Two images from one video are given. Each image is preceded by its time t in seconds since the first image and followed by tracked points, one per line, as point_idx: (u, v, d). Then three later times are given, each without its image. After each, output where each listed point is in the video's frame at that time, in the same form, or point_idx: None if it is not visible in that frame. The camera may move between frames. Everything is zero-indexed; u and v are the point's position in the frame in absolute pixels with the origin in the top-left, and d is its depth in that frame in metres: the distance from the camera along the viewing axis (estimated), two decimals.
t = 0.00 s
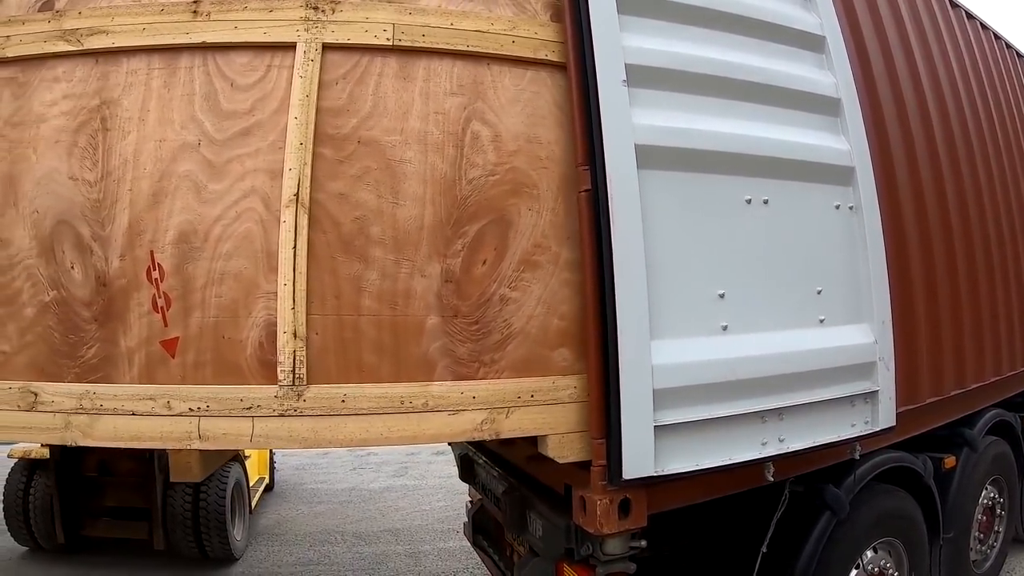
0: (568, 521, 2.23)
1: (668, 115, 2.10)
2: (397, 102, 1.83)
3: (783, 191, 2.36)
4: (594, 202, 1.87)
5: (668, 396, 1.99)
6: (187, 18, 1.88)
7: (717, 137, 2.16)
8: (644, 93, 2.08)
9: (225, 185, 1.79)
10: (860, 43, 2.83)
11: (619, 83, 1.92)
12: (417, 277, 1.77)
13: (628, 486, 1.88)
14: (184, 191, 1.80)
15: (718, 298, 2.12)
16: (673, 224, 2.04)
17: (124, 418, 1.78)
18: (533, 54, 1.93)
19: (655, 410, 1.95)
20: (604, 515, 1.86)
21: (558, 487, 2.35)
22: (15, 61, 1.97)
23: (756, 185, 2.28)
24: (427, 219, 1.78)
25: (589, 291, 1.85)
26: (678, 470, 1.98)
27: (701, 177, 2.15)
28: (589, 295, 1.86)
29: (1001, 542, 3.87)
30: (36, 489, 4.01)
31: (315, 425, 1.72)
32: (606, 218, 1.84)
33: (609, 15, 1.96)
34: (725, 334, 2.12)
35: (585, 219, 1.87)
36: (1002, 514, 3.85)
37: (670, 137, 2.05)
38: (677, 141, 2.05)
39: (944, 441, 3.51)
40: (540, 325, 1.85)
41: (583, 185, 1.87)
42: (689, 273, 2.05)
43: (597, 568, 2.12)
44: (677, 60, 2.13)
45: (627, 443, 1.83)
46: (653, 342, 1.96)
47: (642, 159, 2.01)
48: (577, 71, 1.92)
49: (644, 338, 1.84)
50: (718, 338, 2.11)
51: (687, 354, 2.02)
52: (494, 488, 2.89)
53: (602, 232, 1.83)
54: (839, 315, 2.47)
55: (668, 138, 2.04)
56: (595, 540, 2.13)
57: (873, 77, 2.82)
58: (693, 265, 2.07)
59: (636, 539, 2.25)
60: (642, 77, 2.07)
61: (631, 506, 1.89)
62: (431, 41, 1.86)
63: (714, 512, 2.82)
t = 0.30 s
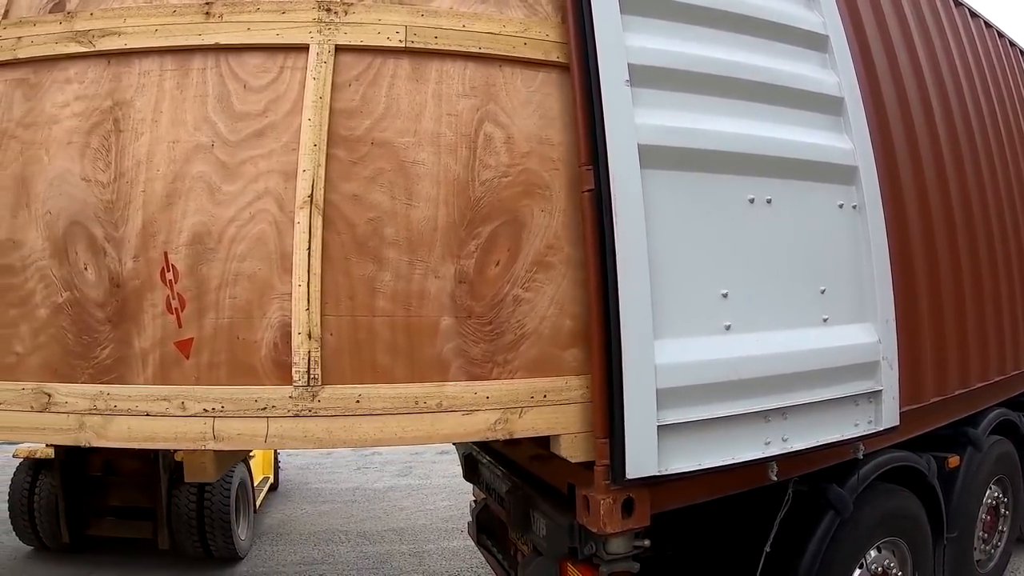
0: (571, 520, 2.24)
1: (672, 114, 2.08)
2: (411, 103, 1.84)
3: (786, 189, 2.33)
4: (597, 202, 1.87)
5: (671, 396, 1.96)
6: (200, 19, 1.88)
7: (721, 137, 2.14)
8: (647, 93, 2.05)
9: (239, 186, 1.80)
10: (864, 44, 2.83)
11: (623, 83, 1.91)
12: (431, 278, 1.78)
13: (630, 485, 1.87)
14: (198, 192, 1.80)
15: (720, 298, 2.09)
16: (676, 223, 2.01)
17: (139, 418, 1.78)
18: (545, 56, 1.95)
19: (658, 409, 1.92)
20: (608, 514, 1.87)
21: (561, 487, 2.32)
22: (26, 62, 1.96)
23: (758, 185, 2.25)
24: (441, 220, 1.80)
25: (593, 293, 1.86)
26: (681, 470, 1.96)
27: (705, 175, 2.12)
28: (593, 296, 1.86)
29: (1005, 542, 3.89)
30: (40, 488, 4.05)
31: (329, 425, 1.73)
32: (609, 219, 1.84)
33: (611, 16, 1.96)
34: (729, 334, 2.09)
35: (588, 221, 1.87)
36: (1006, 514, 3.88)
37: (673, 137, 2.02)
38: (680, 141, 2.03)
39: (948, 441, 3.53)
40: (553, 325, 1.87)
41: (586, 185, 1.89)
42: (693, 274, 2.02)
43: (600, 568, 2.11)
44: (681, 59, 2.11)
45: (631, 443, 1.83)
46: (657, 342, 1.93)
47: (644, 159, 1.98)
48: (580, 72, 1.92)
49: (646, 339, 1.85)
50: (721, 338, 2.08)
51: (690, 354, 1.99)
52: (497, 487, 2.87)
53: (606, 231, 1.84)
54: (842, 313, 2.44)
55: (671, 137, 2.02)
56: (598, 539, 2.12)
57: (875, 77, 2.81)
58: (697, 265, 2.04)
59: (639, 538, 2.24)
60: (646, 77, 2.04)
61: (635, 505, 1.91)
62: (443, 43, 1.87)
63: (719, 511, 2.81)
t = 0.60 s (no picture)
0: (574, 520, 2.21)
1: (675, 115, 2.08)
2: (423, 105, 1.86)
3: (787, 189, 2.32)
4: (599, 202, 1.89)
5: (675, 396, 1.97)
6: (211, 20, 1.88)
7: (724, 137, 2.13)
8: (648, 94, 2.06)
9: (252, 187, 1.81)
10: (867, 46, 2.85)
11: (625, 84, 1.93)
12: (443, 279, 1.80)
13: (634, 485, 1.90)
14: (210, 193, 1.81)
15: (723, 299, 2.08)
16: (678, 223, 2.02)
17: (152, 419, 1.79)
18: (554, 58, 1.96)
19: (661, 408, 1.93)
20: (610, 514, 1.89)
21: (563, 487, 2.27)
22: (37, 63, 1.97)
23: (760, 184, 2.24)
24: (453, 221, 1.82)
25: (595, 293, 1.87)
26: (682, 470, 1.97)
27: (707, 175, 2.12)
28: (595, 295, 1.87)
29: (1009, 542, 3.92)
30: (44, 487, 4.08)
31: (343, 425, 1.74)
32: (611, 219, 1.86)
33: (614, 17, 1.97)
34: (730, 333, 2.09)
35: (590, 221, 1.88)
36: (1009, 514, 3.91)
37: (677, 137, 2.03)
38: (684, 142, 2.03)
39: (951, 440, 3.57)
40: (564, 325, 1.89)
41: (588, 185, 1.89)
42: (697, 275, 2.03)
43: (602, 568, 2.11)
44: (683, 59, 2.10)
45: (633, 442, 1.85)
46: (659, 343, 1.94)
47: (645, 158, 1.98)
48: (582, 74, 1.94)
49: (649, 340, 1.87)
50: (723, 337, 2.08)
51: (693, 354, 1.99)
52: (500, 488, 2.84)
53: (608, 232, 1.85)
54: (845, 313, 2.44)
55: (674, 137, 2.02)
56: (601, 539, 2.11)
57: (875, 80, 2.83)
58: (700, 265, 2.04)
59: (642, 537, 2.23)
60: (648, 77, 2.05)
61: (636, 506, 1.92)
62: (455, 44, 1.88)
63: (721, 512, 2.82)
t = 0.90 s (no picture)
0: (577, 520, 2.19)
1: (679, 115, 2.07)
2: (431, 110, 1.87)
3: (789, 189, 2.30)
4: (602, 204, 1.90)
5: (678, 396, 1.96)
6: (220, 24, 1.89)
7: (727, 137, 2.11)
8: (653, 95, 2.04)
9: (262, 191, 1.81)
10: (870, 48, 2.85)
11: (628, 86, 1.93)
12: (452, 283, 1.81)
13: (637, 485, 1.90)
14: (219, 198, 1.82)
15: (726, 299, 2.07)
16: (682, 224, 2.01)
17: (160, 423, 1.79)
18: (561, 63, 1.97)
19: (663, 408, 1.93)
20: (613, 514, 1.90)
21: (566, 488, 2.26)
22: (44, 66, 1.96)
23: (762, 184, 2.22)
24: (462, 226, 1.83)
25: (598, 296, 1.88)
26: (684, 469, 1.97)
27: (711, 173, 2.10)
28: (599, 296, 1.88)
29: (1011, 540, 3.95)
30: (47, 488, 4.11)
31: (353, 429, 1.75)
32: (614, 222, 1.87)
33: (617, 18, 1.96)
34: (733, 333, 2.08)
35: (591, 218, 1.89)
36: (1012, 513, 3.94)
37: (680, 138, 2.01)
38: (687, 142, 2.01)
39: (953, 440, 3.60)
40: (571, 329, 1.91)
41: (590, 186, 1.91)
42: (701, 276, 2.02)
43: (606, 568, 2.11)
44: (685, 60, 2.08)
45: (636, 442, 1.86)
46: (661, 343, 1.93)
47: (648, 159, 1.97)
48: (585, 76, 1.94)
49: (652, 340, 1.87)
50: (726, 337, 2.07)
51: (696, 355, 1.99)
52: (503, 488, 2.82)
53: (611, 234, 1.86)
54: (847, 313, 2.42)
55: (677, 137, 2.00)
56: (604, 539, 2.11)
57: (877, 81, 2.83)
58: (704, 267, 2.03)
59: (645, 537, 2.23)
60: (652, 78, 2.03)
61: (640, 506, 1.93)
62: (463, 50, 1.89)
63: (724, 512, 2.84)
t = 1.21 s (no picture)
0: (581, 520, 2.19)
1: (681, 115, 2.08)
2: (437, 109, 1.88)
3: (791, 189, 2.31)
4: (606, 203, 1.90)
5: (682, 395, 1.97)
6: (226, 25, 1.90)
7: (728, 137, 2.12)
8: (655, 95, 2.05)
9: (269, 190, 1.82)
10: (872, 50, 2.86)
11: (631, 86, 1.94)
12: (458, 282, 1.82)
13: (641, 484, 1.90)
14: (226, 197, 1.82)
15: (730, 299, 2.08)
16: (685, 224, 2.01)
17: (167, 421, 1.80)
18: (566, 63, 1.98)
19: (668, 408, 1.93)
20: (618, 514, 1.90)
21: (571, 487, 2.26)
22: (51, 67, 1.97)
23: (765, 184, 2.23)
24: (468, 225, 1.84)
25: (602, 295, 1.88)
26: (689, 469, 1.97)
27: (713, 173, 2.11)
28: (603, 296, 1.88)
29: (1015, 540, 3.95)
30: (51, 489, 4.11)
31: (359, 427, 1.76)
32: (618, 221, 1.87)
33: (620, 19, 1.97)
34: (737, 333, 2.09)
35: (595, 218, 1.90)
36: (1016, 513, 3.94)
37: (681, 138, 2.02)
38: (690, 143, 2.02)
39: (957, 440, 3.61)
40: (576, 328, 1.92)
41: (594, 187, 1.91)
42: (705, 275, 2.03)
43: (610, 568, 2.10)
44: (686, 60, 2.09)
45: (641, 441, 1.86)
46: (666, 342, 1.94)
47: (652, 160, 1.98)
48: (588, 76, 1.94)
49: (657, 339, 1.87)
50: (730, 337, 2.07)
51: (700, 354, 1.99)
52: (507, 489, 2.81)
53: (615, 234, 1.86)
54: (850, 313, 2.42)
55: (679, 137, 2.01)
56: (608, 539, 2.10)
57: (879, 82, 2.84)
58: (707, 266, 2.04)
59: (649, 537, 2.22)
60: (654, 78, 2.04)
61: (644, 505, 1.93)
62: (469, 50, 1.90)
63: (728, 512, 2.83)
